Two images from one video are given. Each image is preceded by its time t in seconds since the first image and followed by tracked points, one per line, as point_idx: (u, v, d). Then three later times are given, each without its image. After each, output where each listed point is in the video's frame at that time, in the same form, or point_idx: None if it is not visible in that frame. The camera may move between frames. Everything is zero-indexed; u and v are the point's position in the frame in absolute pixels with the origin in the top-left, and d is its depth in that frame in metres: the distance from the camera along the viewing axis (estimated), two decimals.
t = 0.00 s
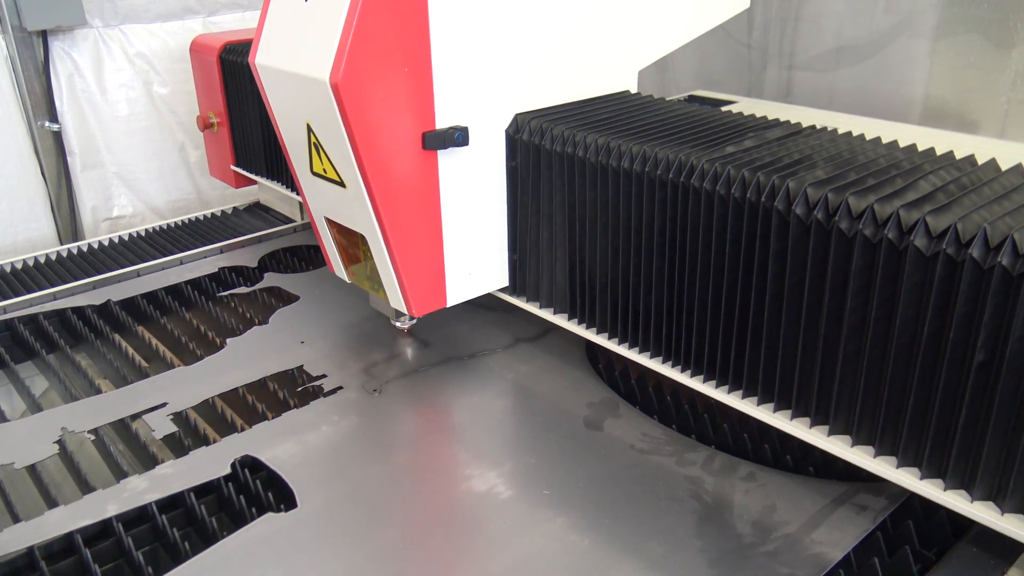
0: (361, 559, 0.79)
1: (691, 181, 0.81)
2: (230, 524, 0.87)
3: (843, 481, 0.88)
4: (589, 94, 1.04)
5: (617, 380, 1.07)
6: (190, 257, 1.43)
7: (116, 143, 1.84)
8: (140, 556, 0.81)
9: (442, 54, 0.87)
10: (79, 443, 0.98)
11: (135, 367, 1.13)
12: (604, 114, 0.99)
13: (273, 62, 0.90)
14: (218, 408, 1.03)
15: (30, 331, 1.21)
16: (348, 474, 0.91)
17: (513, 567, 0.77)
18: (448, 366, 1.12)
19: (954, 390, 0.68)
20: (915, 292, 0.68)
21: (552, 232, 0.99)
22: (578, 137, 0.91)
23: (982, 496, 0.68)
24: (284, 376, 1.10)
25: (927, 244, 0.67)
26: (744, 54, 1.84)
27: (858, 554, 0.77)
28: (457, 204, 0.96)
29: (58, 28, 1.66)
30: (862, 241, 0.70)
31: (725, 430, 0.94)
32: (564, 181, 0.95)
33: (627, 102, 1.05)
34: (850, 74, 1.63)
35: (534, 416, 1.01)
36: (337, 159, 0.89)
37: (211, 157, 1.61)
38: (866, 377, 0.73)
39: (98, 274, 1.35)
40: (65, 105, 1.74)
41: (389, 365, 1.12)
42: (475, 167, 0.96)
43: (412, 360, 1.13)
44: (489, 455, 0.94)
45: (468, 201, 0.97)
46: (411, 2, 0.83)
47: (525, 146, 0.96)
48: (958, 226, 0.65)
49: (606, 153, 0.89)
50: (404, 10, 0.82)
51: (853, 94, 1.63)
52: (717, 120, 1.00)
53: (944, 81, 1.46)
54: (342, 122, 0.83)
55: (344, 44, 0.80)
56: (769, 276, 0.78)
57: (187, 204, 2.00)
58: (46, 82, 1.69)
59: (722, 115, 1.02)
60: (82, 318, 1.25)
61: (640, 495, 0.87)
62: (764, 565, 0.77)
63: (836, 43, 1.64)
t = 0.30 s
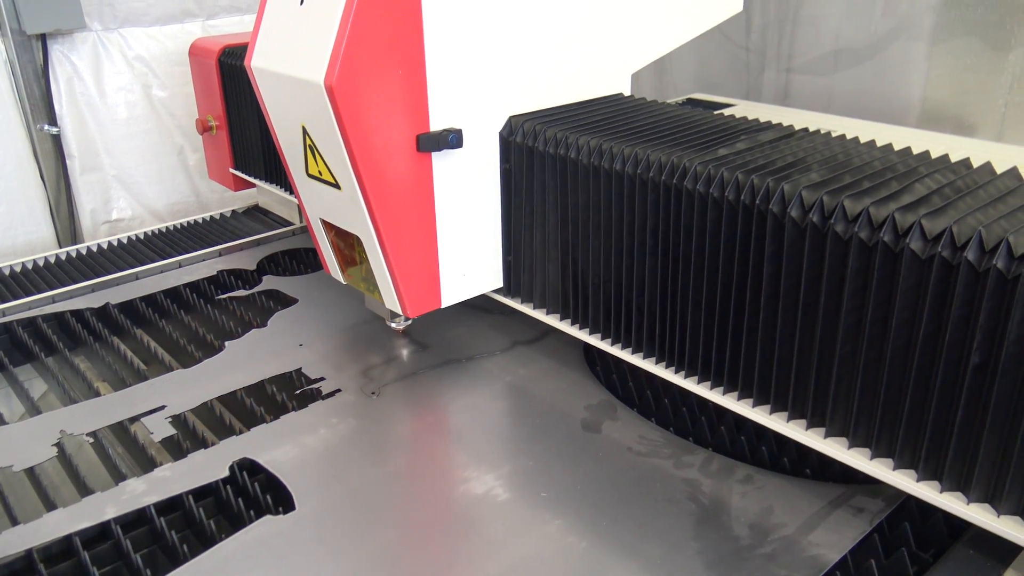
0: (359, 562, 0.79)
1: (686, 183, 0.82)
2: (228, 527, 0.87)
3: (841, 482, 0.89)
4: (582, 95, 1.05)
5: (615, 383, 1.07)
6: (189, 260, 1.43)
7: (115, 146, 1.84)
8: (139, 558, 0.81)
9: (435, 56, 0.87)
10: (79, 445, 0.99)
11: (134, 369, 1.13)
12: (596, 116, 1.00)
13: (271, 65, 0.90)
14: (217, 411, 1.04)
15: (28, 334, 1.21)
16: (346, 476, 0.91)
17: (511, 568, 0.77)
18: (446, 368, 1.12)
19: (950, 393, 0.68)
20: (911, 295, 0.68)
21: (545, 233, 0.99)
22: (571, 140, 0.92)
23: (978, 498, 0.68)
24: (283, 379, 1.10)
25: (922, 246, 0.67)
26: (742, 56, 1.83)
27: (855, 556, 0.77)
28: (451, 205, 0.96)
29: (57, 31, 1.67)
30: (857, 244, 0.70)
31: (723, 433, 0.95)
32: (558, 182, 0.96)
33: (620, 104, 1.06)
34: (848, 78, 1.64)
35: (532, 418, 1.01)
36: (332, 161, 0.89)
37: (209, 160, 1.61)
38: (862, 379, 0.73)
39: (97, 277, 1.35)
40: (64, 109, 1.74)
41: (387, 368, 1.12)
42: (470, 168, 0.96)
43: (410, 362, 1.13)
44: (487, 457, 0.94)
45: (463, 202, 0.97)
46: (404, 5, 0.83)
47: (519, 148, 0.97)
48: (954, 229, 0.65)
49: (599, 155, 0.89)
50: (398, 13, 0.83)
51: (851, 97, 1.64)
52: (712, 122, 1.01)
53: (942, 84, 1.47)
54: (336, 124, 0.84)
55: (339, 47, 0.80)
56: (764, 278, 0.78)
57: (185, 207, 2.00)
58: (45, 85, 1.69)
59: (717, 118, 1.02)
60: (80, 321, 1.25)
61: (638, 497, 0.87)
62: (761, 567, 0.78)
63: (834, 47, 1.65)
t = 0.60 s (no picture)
0: (356, 565, 0.79)
1: (682, 186, 0.82)
2: (225, 531, 0.87)
3: (839, 485, 0.89)
4: (578, 98, 1.05)
5: (613, 386, 1.07)
6: (187, 264, 1.43)
7: (114, 149, 1.84)
8: (136, 563, 0.81)
9: (431, 59, 0.88)
10: (76, 450, 1.00)
11: (131, 373, 1.13)
12: (592, 118, 1.00)
13: (267, 68, 0.90)
14: (214, 415, 1.04)
15: (26, 338, 1.21)
16: (344, 480, 0.91)
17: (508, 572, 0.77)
18: (444, 372, 1.12)
19: (947, 395, 0.68)
20: (907, 297, 0.69)
21: (542, 235, 1.00)
22: (567, 143, 0.92)
23: (976, 500, 0.68)
24: (280, 383, 1.10)
25: (918, 249, 0.67)
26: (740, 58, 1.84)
27: (852, 558, 0.78)
28: (448, 208, 0.96)
29: (56, 35, 1.67)
30: (853, 247, 0.70)
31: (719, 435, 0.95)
32: (554, 185, 0.96)
33: (616, 107, 1.06)
34: (847, 79, 1.65)
35: (530, 421, 1.01)
36: (329, 165, 0.89)
37: (208, 163, 1.61)
38: (858, 381, 0.73)
39: (95, 280, 1.36)
40: (63, 113, 1.74)
41: (385, 372, 1.12)
42: (466, 171, 0.96)
43: (408, 366, 1.13)
44: (485, 461, 0.94)
45: (459, 204, 0.97)
46: (399, 8, 0.83)
47: (514, 151, 0.97)
48: (949, 232, 0.66)
49: (595, 158, 0.90)
50: (393, 17, 0.83)
51: (849, 99, 1.65)
52: (708, 125, 1.01)
53: (939, 87, 1.47)
54: (332, 128, 0.84)
55: (335, 51, 0.80)
56: (760, 281, 0.78)
57: (184, 210, 2.00)
58: (43, 89, 1.69)
59: (713, 121, 1.03)
60: (79, 325, 1.25)
61: (636, 501, 0.87)
62: (759, 570, 0.78)
63: (831, 49, 1.65)
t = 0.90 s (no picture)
0: (355, 568, 0.79)
1: (681, 188, 0.82)
2: (223, 534, 0.87)
3: (837, 486, 0.89)
4: (574, 98, 1.05)
5: (612, 388, 1.07)
6: (186, 267, 1.43)
7: (113, 152, 1.84)
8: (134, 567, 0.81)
9: (427, 62, 0.88)
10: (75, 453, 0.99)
11: (129, 377, 1.13)
12: (590, 120, 1.00)
13: (266, 71, 0.90)
14: (213, 418, 1.04)
15: (25, 342, 1.21)
16: (342, 483, 0.91)
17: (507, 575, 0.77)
18: (443, 374, 1.12)
19: (946, 396, 0.68)
20: (907, 298, 0.69)
21: (541, 236, 1.00)
22: (564, 144, 0.92)
23: (975, 500, 0.68)
24: (279, 386, 1.10)
25: (919, 251, 0.67)
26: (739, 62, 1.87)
27: (850, 560, 0.78)
28: (445, 209, 0.96)
29: (55, 39, 1.67)
30: (854, 248, 0.70)
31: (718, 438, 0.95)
32: (552, 187, 0.96)
33: (612, 108, 1.06)
34: (846, 81, 1.65)
35: (529, 424, 1.01)
36: (327, 166, 0.89)
37: (209, 166, 1.61)
38: (858, 382, 0.74)
39: (93, 284, 1.36)
40: (62, 116, 1.74)
41: (383, 375, 1.12)
42: (463, 172, 0.97)
43: (407, 368, 1.13)
44: (484, 464, 0.94)
45: (457, 205, 0.97)
46: (396, 11, 0.83)
47: (511, 152, 0.97)
48: (949, 233, 0.66)
49: (593, 159, 0.90)
50: (389, 19, 0.83)
51: (847, 102, 1.66)
52: (706, 127, 1.01)
53: (937, 89, 1.48)
54: (330, 130, 0.84)
55: (332, 53, 0.81)
56: (760, 283, 0.78)
57: (183, 213, 2.00)
58: (42, 93, 1.69)
59: (712, 123, 1.03)
60: (77, 329, 1.25)
61: (635, 504, 0.87)
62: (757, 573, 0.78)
63: (830, 52, 1.67)
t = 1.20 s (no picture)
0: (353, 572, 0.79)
1: (677, 191, 0.82)
2: (223, 538, 0.87)
3: (836, 489, 0.89)
4: (568, 103, 1.06)
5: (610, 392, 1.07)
6: (185, 271, 1.43)
7: (112, 156, 1.85)
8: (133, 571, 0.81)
9: (422, 64, 0.88)
10: (74, 456, 0.98)
11: (128, 380, 1.13)
12: (585, 122, 1.01)
13: (264, 73, 0.91)
14: (212, 422, 1.04)
15: (24, 346, 1.22)
16: (342, 487, 0.91)
17: None
18: (442, 378, 1.12)
19: (945, 399, 0.68)
20: (907, 300, 0.69)
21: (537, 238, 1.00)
22: (560, 146, 0.93)
23: (974, 502, 0.68)
24: (278, 390, 1.10)
25: (917, 254, 0.67)
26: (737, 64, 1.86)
27: (848, 563, 0.78)
28: (440, 210, 0.97)
29: (54, 42, 1.67)
30: (852, 251, 0.70)
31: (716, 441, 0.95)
32: (547, 190, 0.96)
33: (606, 110, 1.07)
34: (843, 84, 1.66)
35: (528, 427, 1.01)
36: (323, 168, 0.90)
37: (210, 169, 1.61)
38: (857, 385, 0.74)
39: (93, 287, 1.36)
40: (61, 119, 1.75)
41: (383, 378, 1.12)
42: (458, 173, 0.97)
43: (406, 372, 1.14)
44: (484, 468, 0.94)
45: (452, 206, 0.98)
46: (390, 14, 0.84)
47: (506, 154, 0.98)
48: (947, 237, 0.66)
49: (589, 162, 0.90)
50: (384, 21, 0.83)
51: (846, 105, 1.66)
52: (702, 129, 1.01)
53: (935, 92, 1.49)
54: (325, 131, 0.84)
55: (327, 56, 0.81)
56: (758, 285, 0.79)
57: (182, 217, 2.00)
58: (41, 96, 1.69)
59: (709, 126, 1.03)
60: (77, 332, 1.26)
61: (634, 508, 0.87)
62: None
63: (829, 55, 1.67)
